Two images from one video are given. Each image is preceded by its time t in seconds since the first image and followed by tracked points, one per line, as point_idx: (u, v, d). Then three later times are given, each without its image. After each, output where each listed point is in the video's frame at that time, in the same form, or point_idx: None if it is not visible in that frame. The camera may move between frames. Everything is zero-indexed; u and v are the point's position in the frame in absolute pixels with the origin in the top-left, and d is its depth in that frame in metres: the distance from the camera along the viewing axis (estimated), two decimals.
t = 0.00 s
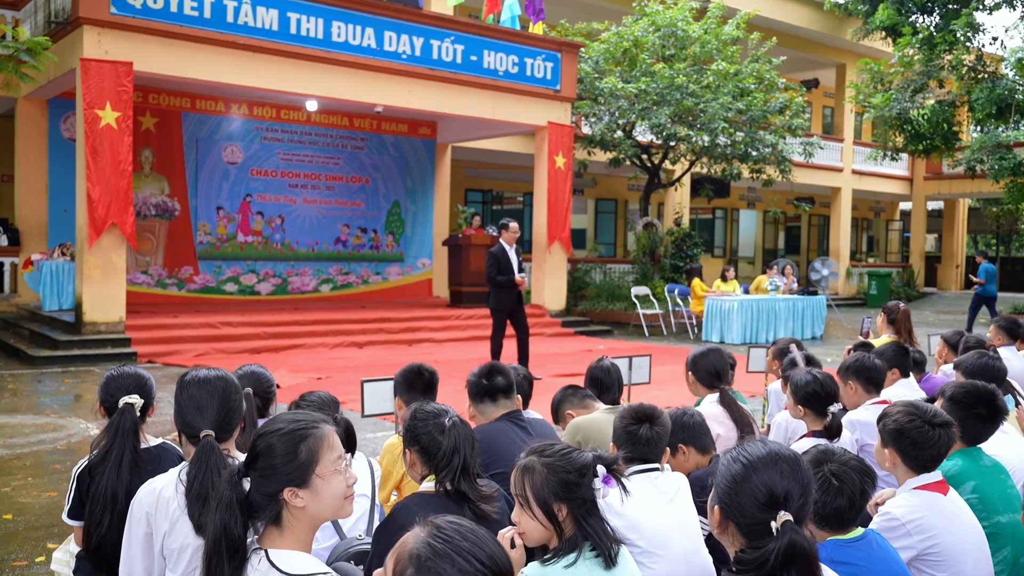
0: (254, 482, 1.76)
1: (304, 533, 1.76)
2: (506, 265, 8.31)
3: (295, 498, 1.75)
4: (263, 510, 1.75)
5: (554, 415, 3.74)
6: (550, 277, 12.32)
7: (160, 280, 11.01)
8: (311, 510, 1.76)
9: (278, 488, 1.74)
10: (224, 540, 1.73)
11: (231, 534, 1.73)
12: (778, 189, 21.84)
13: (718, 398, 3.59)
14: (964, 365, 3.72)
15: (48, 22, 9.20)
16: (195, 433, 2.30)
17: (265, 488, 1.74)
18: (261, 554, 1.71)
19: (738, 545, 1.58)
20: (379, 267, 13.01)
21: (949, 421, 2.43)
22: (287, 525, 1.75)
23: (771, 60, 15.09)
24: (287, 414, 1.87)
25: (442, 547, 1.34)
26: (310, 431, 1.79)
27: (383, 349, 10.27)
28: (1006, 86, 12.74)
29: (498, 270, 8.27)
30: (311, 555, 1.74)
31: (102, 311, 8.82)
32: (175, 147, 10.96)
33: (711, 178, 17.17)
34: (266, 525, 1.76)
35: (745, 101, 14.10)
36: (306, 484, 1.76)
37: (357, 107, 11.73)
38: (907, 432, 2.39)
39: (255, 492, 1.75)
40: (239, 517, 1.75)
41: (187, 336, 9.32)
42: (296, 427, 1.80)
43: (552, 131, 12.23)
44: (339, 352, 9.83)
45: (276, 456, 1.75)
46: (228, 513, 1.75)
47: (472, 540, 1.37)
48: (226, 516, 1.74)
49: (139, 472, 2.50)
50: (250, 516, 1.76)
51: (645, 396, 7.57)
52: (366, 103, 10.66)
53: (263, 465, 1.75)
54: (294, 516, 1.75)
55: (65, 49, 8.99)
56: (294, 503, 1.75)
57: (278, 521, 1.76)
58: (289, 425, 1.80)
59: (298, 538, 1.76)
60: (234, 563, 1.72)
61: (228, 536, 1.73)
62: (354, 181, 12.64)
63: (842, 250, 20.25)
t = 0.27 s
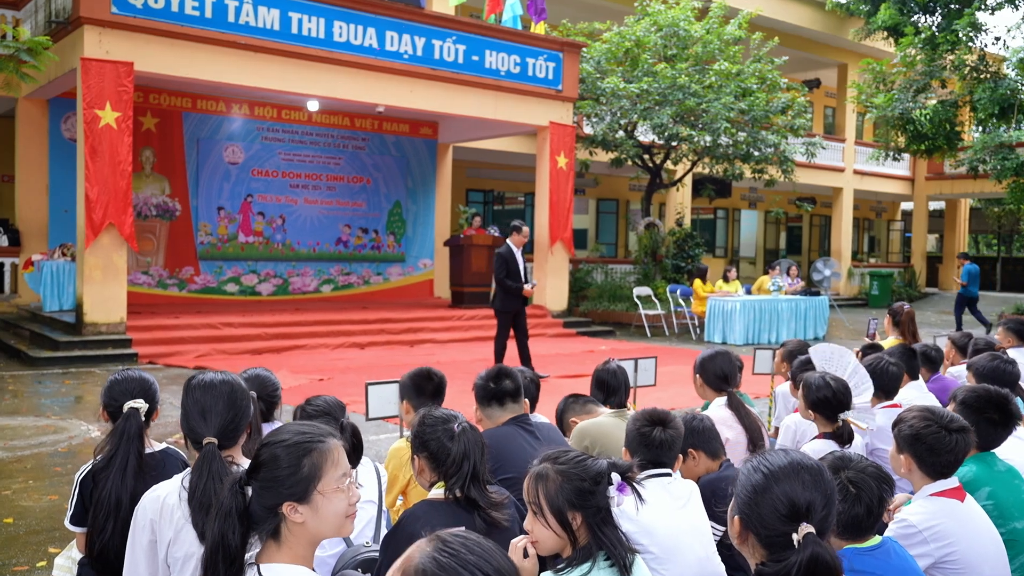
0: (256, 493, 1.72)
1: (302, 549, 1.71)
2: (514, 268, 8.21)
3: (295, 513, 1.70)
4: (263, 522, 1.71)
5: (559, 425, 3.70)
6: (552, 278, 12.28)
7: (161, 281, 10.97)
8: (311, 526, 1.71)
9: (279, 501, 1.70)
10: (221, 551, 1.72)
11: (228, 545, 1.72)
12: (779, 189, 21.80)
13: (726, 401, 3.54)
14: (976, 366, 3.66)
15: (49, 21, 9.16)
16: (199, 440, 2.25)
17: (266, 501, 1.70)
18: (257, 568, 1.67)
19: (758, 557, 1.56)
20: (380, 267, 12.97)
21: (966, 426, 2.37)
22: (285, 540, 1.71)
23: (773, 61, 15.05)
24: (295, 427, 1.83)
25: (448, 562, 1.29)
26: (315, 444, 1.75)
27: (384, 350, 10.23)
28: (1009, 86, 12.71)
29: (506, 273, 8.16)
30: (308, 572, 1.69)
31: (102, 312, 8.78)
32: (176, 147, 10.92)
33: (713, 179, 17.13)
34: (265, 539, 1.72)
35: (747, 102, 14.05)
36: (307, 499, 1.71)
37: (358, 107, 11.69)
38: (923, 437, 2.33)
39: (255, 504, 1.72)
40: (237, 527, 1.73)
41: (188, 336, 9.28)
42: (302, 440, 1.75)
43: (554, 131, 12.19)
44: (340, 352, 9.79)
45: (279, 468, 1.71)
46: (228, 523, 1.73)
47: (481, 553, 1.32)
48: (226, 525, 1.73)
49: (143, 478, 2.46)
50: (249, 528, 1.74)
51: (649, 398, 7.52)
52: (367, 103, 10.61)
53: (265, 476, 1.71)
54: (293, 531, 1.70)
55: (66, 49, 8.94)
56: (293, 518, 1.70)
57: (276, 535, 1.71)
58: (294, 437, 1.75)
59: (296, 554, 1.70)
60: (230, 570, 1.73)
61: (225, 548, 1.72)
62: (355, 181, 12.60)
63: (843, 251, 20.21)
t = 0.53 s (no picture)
0: (268, 512, 1.70)
1: (315, 568, 1.71)
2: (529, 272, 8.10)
3: (309, 533, 1.70)
4: (274, 541, 1.69)
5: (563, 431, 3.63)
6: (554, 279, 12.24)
7: (162, 282, 10.92)
8: (324, 547, 1.71)
9: (293, 521, 1.69)
10: (232, 569, 1.70)
11: (239, 564, 1.70)
12: (780, 190, 21.74)
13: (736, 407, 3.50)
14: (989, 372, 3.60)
15: (49, 22, 9.12)
16: (205, 450, 2.21)
17: (279, 520, 1.69)
18: None
19: None
20: (382, 269, 12.93)
21: (985, 435, 2.28)
22: (298, 559, 1.71)
23: (775, 61, 15.00)
24: (307, 444, 1.81)
25: None
26: (331, 463, 1.74)
27: (386, 351, 10.19)
28: (1011, 86, 12.67)
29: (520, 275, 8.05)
30: None
31: (103, 314, 8.73)
32: (177, 148, 10.87)
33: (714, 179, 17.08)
34: (277, 558, 1.71)
35: (749, 102, 14.00)
36: (322, 519, 1.71)
37: (359, 107, 11.65)
38: (942, 447, 2.23)
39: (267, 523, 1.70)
40: (247, 546, 1.70)
41: (189, 339, 9.23)
42: (318, 458, 1.74)
43: (555, 132, 12.15)
44: (342, 354, 9.75)
45: (294, 487, 1.69)
46: (238, 542, 1.70)
47: None
48: (236, 544, 1.70)
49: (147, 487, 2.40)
50: (258, 546, 1.71)
51: (652, 401, 7.48)
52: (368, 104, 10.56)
53: (280, 495, 1.69)
54: (306, 551, 1.70)
55: (66, 49, 8.90)
56: (307, 538, 1.70)
57: (289, 555, 1.71)
58: (310, 455, 1.74)
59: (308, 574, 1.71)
60: None
61: (236, 565, 1.70)
62: (356, 182, 12.56)
63: (845, 251, 20.17)
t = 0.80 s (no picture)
0: (274, 532, 1.70)
1: None
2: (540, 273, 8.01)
3: (316, 553, 1.70)
4: (282, 561, 1.70)
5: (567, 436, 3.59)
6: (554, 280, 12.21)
7: (160, 284, 10.86)
8: (331, 566, 1.71)
9: (299, 542, 1.69)
10: None
11: None
12: (780, 191, 21.72)
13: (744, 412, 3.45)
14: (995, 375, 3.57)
15: (46, 23, 9.08)
16: (210, 462, 2.17)
17: (285, 541, 1.69)
18: None
19: None
20: (381, 270, 12.88)
21: (999, 442, 2.21)
22: None
23: (775, 61, 14.97)
24: (314, 460, 1.79)
25: None
26: (335, 482, 1.72)
27: (385, 353, 10.14)
28: (1011, 87, 12.66)
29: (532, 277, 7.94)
30: None
31: (102, 316, 8.68)
32: (175, 149, 10.82)
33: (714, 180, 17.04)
34: None
35: (749, 102, 13.97)
36: (328, 540, 1.70)
37: (358, 108, 11.60)
38: (956, 455, 2.16)
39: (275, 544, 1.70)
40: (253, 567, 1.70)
41: (188, 341, 9.18)
42: (322, 477, 1.72)
43: (554, 133, 12.11)
44: (341, 357, 9.70)
45: (298, 508, 1.68)
46: (243, 561, 1.70)
47: None
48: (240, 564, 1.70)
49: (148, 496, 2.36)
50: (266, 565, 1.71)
51: (653, 403, 7.43)
52: (367, 105, 10.52)
53: (284, 517, 1.69)
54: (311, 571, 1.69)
55: (64, 50, 8.85)
56: (313, 559, 1.69)
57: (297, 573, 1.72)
58: (313, 475, 1.72)
59: None
60: None
61: None
62: (355, 183, 12.52)
63: (844, 252, 20.16)
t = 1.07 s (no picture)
0: (252, 540, 1.67)
1: None
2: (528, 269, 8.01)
3: (296, 563, 1.68)
4: (259, 570, 1.67)
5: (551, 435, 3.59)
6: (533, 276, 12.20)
7: (135, 280, 10.72)
8: None
9: (278, 552, 1.66)
10: None
11: None
12: (757, 186, 21.82)
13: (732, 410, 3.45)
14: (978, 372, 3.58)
15: (18, 15, 8.91)
16: (191, 469, 2.13)
17: (264, 550, 1.66)
18: None
19: None
20: (359, 266, 12.80)
21: (984, 443, 2.22)
22: None
23: (753, 57, 15.00)
24: (295, 468, 1.77)
25: None
26: (319, 491, 1.71)
27: (364, 350, 10.08)
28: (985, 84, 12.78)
29: (521, 273, 7.95)
30: None
31: (76, 314, 8.55)
32: (150, 144, 10.68)
33: (692, 175, 17.08)
34: None
35: (728, 98, 14.01)
36: (310, 549, 1.68)
37: (336, 103, 11.52)
38: (941, 455, 2.17)
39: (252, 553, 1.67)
40: None
41: (163, 338, 9.07)
42: (305, 487, 1.70)
43: (533, 129, 12.09)
44: (320, 353, 9.63)
45: (279, 517, 1.66)
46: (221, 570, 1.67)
47: None
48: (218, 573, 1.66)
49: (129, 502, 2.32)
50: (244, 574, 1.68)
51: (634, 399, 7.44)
52: (345, 99, 10.44)
53: (264, 525, 1.66)
54: None
55: (36, 43, 8.70)
56: (293, 569, 1.68)
57: None
58: (297, 484, 1.70)
59: None
60: None
61: None
62: (333, 178, 12.43)
63: (820, 247, 20.30)
